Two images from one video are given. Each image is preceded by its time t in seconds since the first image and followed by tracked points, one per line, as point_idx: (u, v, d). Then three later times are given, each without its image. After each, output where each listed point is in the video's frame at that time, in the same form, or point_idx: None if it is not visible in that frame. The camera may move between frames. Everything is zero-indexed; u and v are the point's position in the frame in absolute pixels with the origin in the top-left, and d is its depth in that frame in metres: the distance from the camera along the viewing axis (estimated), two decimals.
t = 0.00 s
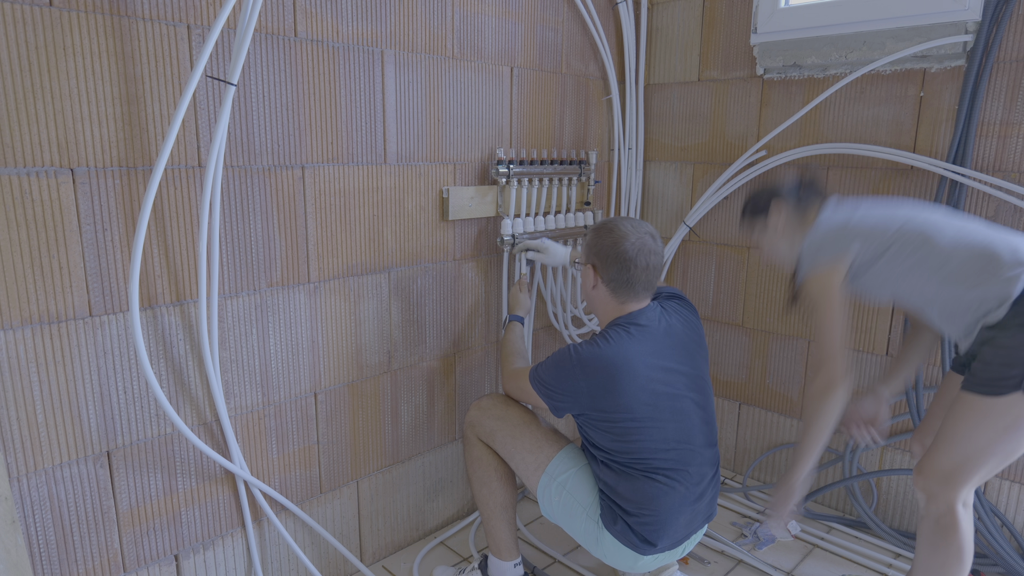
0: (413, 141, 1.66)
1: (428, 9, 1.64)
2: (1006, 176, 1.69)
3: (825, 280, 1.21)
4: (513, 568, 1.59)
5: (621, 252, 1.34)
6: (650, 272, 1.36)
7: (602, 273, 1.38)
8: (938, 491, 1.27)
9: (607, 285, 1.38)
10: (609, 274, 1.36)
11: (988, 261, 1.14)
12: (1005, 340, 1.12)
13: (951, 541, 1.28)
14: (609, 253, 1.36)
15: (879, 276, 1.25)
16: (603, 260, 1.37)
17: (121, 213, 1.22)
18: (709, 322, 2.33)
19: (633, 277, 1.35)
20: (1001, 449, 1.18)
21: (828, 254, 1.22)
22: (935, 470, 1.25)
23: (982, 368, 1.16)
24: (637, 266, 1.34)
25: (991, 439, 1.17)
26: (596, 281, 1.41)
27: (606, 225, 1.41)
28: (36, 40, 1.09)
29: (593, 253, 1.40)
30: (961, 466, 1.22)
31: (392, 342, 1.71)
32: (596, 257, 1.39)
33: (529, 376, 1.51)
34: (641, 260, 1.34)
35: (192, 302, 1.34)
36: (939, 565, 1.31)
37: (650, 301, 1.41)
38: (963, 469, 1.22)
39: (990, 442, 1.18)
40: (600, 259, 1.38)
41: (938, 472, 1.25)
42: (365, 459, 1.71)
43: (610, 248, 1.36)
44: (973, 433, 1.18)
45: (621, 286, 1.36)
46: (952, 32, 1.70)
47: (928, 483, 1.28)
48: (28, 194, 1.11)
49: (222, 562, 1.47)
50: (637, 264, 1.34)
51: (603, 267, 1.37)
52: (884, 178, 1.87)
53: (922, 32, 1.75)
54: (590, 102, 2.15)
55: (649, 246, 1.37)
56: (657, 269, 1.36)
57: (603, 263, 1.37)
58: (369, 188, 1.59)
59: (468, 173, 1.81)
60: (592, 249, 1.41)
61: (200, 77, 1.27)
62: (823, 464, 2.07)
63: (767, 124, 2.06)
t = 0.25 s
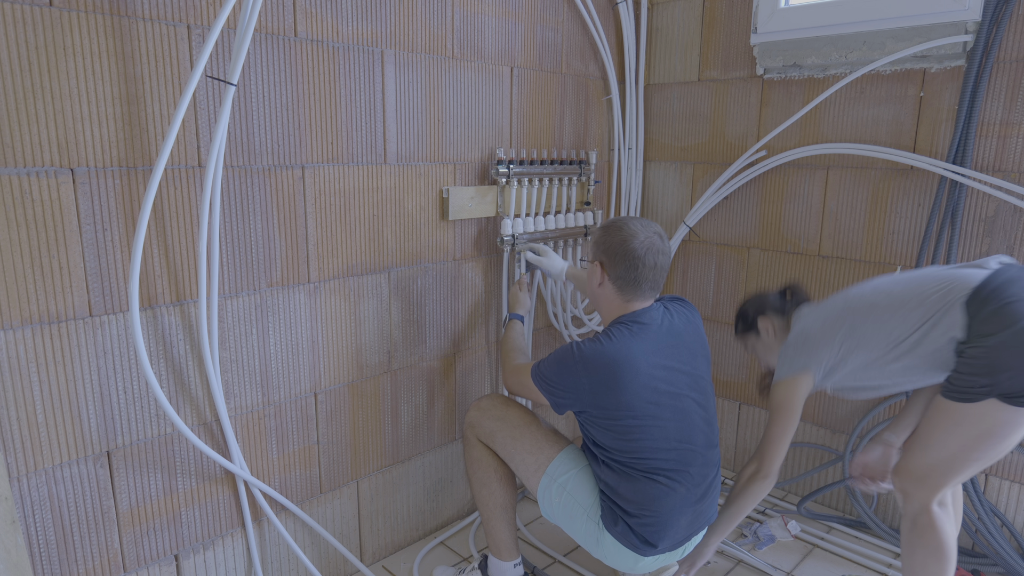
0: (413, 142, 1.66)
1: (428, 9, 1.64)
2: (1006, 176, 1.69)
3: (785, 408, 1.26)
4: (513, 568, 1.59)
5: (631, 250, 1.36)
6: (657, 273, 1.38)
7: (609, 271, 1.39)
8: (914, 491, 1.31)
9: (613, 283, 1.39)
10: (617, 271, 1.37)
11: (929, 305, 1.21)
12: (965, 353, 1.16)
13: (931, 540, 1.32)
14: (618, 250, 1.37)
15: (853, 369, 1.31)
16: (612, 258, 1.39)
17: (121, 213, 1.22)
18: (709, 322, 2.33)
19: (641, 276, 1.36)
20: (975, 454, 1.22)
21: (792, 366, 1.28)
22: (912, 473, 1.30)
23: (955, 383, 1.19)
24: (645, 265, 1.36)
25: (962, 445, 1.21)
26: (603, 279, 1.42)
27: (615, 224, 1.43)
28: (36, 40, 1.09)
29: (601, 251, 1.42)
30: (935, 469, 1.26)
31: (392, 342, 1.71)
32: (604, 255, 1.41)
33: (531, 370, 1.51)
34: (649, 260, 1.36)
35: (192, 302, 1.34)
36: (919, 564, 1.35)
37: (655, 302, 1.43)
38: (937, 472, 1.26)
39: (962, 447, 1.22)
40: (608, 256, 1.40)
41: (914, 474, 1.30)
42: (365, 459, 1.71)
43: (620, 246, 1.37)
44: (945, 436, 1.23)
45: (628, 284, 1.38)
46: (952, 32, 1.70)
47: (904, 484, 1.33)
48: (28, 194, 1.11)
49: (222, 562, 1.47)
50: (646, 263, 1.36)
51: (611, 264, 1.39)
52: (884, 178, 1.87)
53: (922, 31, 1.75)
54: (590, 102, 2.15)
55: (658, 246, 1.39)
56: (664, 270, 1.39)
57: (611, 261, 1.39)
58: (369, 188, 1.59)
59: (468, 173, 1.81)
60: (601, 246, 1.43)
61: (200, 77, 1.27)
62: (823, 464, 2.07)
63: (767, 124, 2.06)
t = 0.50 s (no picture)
0: (413, 142, 1.66)
1: (428, 9, 1.64)
2: (1006, 176, 1.69)
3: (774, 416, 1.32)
4: (513, 568, 1.59)
5: (640, 249, 1.37)
6: (664, 272, 1.39)
7: (617, 268, 1.40)
8: (901, 492, 1.32)
9: (621, 280, 1.40)
10: (625, 269, 1.38)
11: (906, 309, 1.27)
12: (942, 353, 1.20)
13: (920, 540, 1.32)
14: (627, 248, 1.39)
15: (844, 375, 1.36)
16: (619, 256, 1.40)
17: (121, 213, 1.22)
18: (709, 323, 2.32)
19: (648, 275, 1.38)
20: (960, 454, 1.23)
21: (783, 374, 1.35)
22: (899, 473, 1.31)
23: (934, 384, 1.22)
24: (653, 264, 1.38)
25: (947, 445, 1.23)
26: (610, 277, 1.43)
27: (623, 223, 1.44)
28: (35, 40, 1.09)
29: (609, 249, 1.43)
30: (921, 469, 1.27)
31: (392, 342, 1.71)
32: (612, 252, 1.42)
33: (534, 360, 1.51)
34: (657, 259, 1.38)
35: (192, 302, 1.34)
36: (909, 565, 1.35)
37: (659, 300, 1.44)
38: (923, 473, 1.27)
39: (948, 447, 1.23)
40: (616, 254, 1.41)
41: (900, 474, 1.30)
42: (365, 460, 1.71)
43: (628, 244, 1.39)
44: (931, 436, 1.24)
45: (634, 282, 1.39)
46: (952, 32, 1.70)
47: (891, 484, 1.33)
48: (28, 194, 1.11)
49: (222, 562, 1.47)
50: (654, 262, 1.38)
51: (619, 262, 1.40)
52: (884, 178, 1.87)
53: (922, 32, 1.75)
54: (590, 102, 2.15)
55: (665, 246, 1.40)
56: (670, 269, 1.40)
57: (619, 259, 1.40)
58: (369, 188, 1.59)
59: (468, 173, 1.81)
60: (609, 244, 1.44)
61: (200, 77, 1.27)
62: (823, 464, 2.07)
63: (767, 124, 2.06)
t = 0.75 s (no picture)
0: (413, 142, 1.66)
1: (428, 9, 1.64)
2: (1006, 176, 1.69)
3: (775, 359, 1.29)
4: (513, 568, 1.59)
5: (647, 249, 1.39)
6: (669, 273, 1.41)
7: (622, 267, 1.41)
8: (902, 494, 1.32)
9: (626, 279, 1.41)
10: (631, 268, 1.40)
11: (911, 288, 1.25)
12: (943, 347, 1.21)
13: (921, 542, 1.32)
14: (633, 248, 1.40)
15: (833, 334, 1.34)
16: (626, 255, 1.41)
17: (121, 213, 1.22)
18: (709, 322, 2.32)
19: (654, 275, 1.40)
20: (959, 454, 1.23)
21: (776, 322, 1.31)
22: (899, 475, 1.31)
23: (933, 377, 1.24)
24: (659, 265, 1.39)
25: (947, 445, 1.23)
26: (615, 277, 1.44)
27: (629, 224, 1.46)
28: (36, 40, 1.09)
29: (615, 248, 1.44)
30: (921, 471, 1.27)
31: (392, 342, 1.71)
32: (618, 252, 1.43)
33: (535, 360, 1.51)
34: (663, 259, 1.40)
35: (192, 302, 1.34)
36: (911, 567, 1.35)
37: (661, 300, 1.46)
38: (922, 475, 1.27)
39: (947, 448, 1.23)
40: (622, 253, 1.42)
41: (901, 477, 1.30)
42: (365, 459, 1.71)
43: (635, 243, 1.40)
44: (930, 437, 1.24)
45: (639, 282, 1.41)
46: (952, 32, 1.70)
47: (891, 487, 1.33)
48: (28, 194, 1.11)
49: (222, 562, 1.47)
50: (660, 263, 1.40)
51: (625, 262, 1.41)
52: (884, 178, 1.87)
53: (922, 32, 1.75)
54: (590, 102, 2.15)
55: (671, 248, 1.42)
56: (675, 270, 1.42)
57: (625, 258, 1.41)
58: (369, 188, 1.59)
59: (468, 173, 1.81)
60: (614, 244, 1.45)
61: (200, 77, 1.27)
62: (823, 464, 2.07)
63: (767, 124, 2.06)
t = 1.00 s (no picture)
0: (413, 142, 1.66)
1: (428, 9, 1.64)
2: (1006, 176, 1.69)
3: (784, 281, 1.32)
4: (513, 569, 1.59)
5: (647, 252, 1.39)
6: (669, 275, 1.42)
7: (622, 270, 1.41)
8: (913, 495, 1.31)
9: (627, 282, 1.41)
10: (632, 271, 1.40)
11: (930, 266, 1.22)
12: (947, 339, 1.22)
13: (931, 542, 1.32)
14: (634, 251, 1.40)
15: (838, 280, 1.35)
16: (626, 258, 1.41)
17: (121, 213, 1.22)
18: (709, 322, 2.32)
19: (655, 278, 1.40)
20: (967, 450, 1.23)
21: (786, 252, 1.34)
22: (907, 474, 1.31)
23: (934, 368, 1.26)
24: (660, 268, 1.40)
25: (954, 441, 1.23)
26: (615, 279, 1.44)
27: (628, 227, 1.46)
28: (35, 40, 1.09)
29: (615, 251, 1.44)
30: (931, 469, 1.27)
31: (392, 342, 1.71)
32: (618, 254, 1.43)
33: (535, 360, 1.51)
34: (664, 262, 1.40)
35: (192, 302, 1.34)
36: (921, 568, 1.35)
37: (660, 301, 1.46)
38: (934, 474, 1.27)
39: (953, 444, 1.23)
40: (623, 256, 1.42)
41: (912, 477, 1.30)
42: (365, 459, 1.71)
43: (635, 246, 1.40)
44: (937, 434, 1.24)
45: (640, 284, 1.41)
46: (952, 32, 1.70)
47: (902, 487, 1.33)
48: (28, 194, 1.11)
49: (221, 562, 1.47)
50: (660, 265, 1.40)
51: (625, 264, 1.41)
52: (884, 178, 1.87)
53: (922, 32, 1.75)
54: (590, 102, 2.15)
55: (670, 250, 1.43)
56: (675, 272, 1.43)
57: (625, 261, 1.41)
58: (369, 188, 1.59)
59: (468, 173, 1.81)
60: (614, 246, 1.45)
61: (200, 77, 1.27)
62: (823, 464, 2.07)
63: (767, 124, 2.06)
